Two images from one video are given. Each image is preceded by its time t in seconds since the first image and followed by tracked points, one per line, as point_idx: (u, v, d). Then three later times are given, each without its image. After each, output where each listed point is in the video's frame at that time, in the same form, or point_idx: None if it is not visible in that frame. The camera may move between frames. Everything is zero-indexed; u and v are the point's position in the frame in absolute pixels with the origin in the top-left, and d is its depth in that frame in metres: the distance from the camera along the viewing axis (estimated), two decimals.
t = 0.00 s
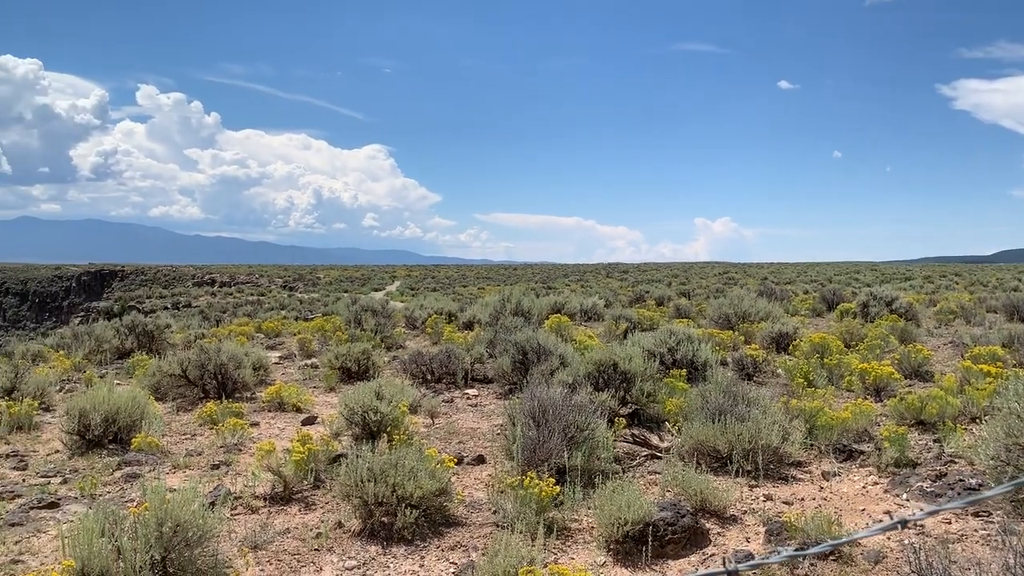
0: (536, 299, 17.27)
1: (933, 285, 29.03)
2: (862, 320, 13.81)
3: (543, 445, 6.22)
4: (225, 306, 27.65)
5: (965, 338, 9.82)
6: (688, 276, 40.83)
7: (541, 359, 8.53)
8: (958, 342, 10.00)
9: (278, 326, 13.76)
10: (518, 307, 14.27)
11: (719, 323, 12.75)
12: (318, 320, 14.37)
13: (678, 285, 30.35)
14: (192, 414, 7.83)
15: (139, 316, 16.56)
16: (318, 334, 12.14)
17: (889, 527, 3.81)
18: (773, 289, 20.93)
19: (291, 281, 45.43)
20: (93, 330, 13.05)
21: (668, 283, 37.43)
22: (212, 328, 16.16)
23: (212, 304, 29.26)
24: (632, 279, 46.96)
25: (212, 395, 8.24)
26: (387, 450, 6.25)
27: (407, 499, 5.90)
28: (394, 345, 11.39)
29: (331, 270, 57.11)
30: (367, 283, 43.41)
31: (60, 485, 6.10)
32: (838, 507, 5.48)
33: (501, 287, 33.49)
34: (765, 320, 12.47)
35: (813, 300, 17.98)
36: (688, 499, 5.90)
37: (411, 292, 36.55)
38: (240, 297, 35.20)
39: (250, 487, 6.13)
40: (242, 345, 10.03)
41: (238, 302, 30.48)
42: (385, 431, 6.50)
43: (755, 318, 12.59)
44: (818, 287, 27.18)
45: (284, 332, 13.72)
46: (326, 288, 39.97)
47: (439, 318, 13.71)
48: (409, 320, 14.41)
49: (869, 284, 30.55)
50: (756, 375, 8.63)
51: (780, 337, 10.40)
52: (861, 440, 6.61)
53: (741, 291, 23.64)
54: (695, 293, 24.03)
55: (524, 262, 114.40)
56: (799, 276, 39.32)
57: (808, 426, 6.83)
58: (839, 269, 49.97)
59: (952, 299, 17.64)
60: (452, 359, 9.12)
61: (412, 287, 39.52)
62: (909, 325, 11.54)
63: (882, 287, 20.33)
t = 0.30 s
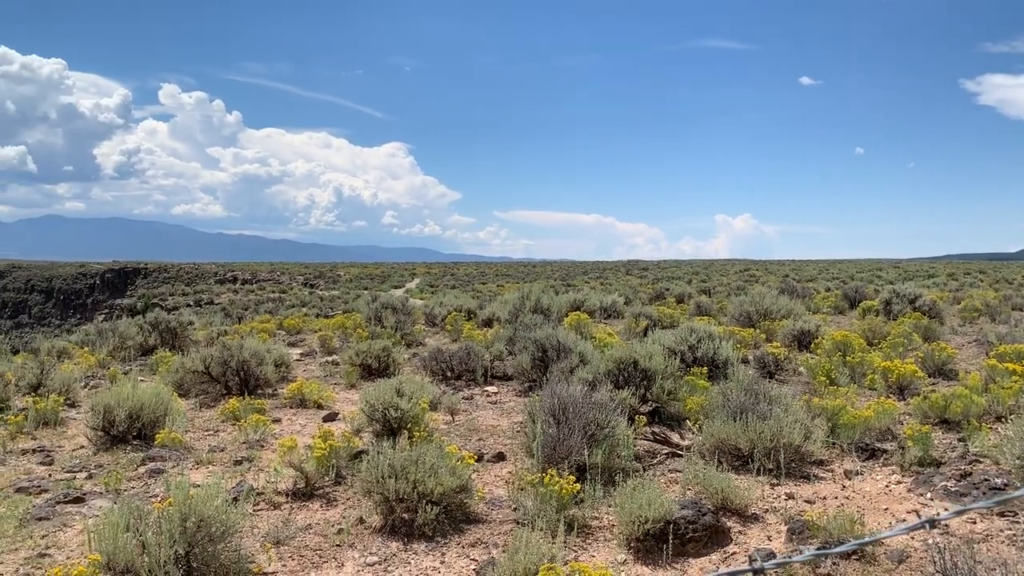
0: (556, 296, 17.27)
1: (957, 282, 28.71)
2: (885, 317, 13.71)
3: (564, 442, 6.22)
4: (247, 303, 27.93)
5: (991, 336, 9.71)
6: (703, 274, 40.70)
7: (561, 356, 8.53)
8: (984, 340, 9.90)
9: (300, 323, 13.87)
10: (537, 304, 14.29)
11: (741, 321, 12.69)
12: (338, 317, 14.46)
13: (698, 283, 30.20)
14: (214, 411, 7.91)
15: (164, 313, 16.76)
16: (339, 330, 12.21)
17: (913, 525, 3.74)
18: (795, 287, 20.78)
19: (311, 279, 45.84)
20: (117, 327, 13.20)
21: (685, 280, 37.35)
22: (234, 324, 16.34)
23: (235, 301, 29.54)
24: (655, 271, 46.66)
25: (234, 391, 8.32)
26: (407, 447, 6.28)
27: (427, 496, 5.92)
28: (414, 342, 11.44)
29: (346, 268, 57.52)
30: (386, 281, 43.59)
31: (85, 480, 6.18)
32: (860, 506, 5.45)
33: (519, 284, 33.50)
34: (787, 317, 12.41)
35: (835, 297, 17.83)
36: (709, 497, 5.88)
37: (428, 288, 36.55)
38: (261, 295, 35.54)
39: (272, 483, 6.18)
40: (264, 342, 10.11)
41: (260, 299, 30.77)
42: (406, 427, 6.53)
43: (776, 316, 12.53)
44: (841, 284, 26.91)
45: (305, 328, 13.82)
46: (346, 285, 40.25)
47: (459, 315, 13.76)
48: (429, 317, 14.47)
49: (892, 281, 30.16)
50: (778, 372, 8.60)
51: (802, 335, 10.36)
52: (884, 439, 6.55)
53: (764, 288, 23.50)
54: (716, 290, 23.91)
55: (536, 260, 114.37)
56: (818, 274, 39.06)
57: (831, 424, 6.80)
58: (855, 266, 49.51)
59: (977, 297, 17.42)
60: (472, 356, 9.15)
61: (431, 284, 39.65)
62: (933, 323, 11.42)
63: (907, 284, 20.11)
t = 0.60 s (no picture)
0: (577, 295, 17.26)
1: (984, 282, 28.28)
2: (910, 317, 13.58)
3: (585, 442, 6.21)
4: (269, 303, 28.13)
5: (1020, 336, 9.57)
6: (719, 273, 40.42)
7: (582, 356, 8.52)
8: (1012, 340, 9.76)
9: (322, 322, 13.97)
10: (558, 303, 14.28)
11: (763, 320, 12.62)
12: (359, 316, 14.55)
13: (718, 282, 29.95)
14: (238, 409, 7.99)
15: (189, 313, 16.98)
16: (361, 330, 12.29)
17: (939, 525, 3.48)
18: (818, 286, 20.59)
19: (334, 278, 46.23)
20: (142, 326, 13.36)
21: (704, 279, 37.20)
22: (258, 323, 16.50)
23: (259, 301, 29.83)
24: (677, 271, 45.22)
25: (258, 389, 8.40)
26: (429, 446, 6.30)
27: (449, 494, 5.94)
28: (435, 341, 11.48)
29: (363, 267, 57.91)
30: (407, 280, 43.76)
31: (111, 477, 6.25)
32: (885, 507, 5.39)
33: (539, 283, 33.51)
34: (810, 317, 12.32)
35: (860, 296, 17.66)
36: (731, 497, 5.85)
37: (451, 288, 36.13)
38: (284, 294, 35.88)
39: (295, 480, 6.23)
40: (287, 341, 10.19)
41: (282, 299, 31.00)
42: (427, 426, 6.56)
43: (800, 315, 12.45)
44: (865, 283, 26.55)
45: (328, 327, 13.93)
46: (367, 284, 40.53)
47: (480, 314, 13.79)
48: (450, 316, 14.51)
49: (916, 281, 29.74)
50: (801, 372, 8.55)
51: (826, 335, 10.30)
52: (909, 440, 6.49)
53: (788, 287, 23.35)
54: (738, 290, 23.74)
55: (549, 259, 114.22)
56: (837, 272, 38.75)
57: (855, 425, 6.75)
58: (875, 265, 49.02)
59: (1007, 297, 17.14)
60: (493, 356, 9.18)
61: (452, 283, 39.79)
62: (960, 322, 11.28)
63: (934, 284, 19.84)
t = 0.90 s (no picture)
0: (599, 294, 17.24)
1: (1012, 282, 27.86)
2: (938, 317, 13.44)
3: (608, 441, 6.20)
4: (293, 302, 28.33)
5: None
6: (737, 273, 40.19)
7: (605, 355, 8.51)
8: None
9: (346, 321, 14.07)
10: (580, 302, 14.28)
11: (788, 320, 12.54)
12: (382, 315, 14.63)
13: (740, 282, 29.74)
14: (263, 407, 8.07)
15: (216, 311, 17.18)
16: (384, 328, 12.36)
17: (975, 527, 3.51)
18: (844, 285, 20.40)
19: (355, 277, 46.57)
20: (169, 325, 13.52)
21: (724, 278, 36.97)
22: (283, 322, 16.65)
23: (282, 300, 30.07)
24: (698, 271, 44.01)
25: (282, 388, 8.46)
26: (451, 445, 6.31)
27: (472, 493, 5.95)
28: (457, 340, 11.51)
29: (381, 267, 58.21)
30: (430, 279, 43.91)
31: (138, 474, 6.32)
32: (912, 509, 5.33)
33: (561, 283, 33.46)
34: (835, 316, 12.22)
35: (886, 295, 17.49)
36: (756, 498, 5.82)
37: (472, 288, 35.55)
38: (307, 293, 36.19)
39: (319, 478, 6.27)
40: (312, 340, 10.27)
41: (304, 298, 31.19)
42: (450, 425, 6.58)
43: (825, 315, 12.35)
44: (891, 282, 26.24)
45: (351, 326, 14.01)
46: (390, 283, 40.81)
47: (502, 314, 13.81)
48: (473, 315, 14.54)
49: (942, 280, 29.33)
50: (826, 372, 8.50)
51: (852, 334, 10.23)
52: (936, 440, 6.42)
53: (813, 286, 23.17)
54: (762, 289, 23.56)
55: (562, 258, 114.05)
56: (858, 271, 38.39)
57: (881, 425, 6.70)
58: (895, 264, 48.44)
59: None
60: (515, 355, 9.19)
61: (473, 283, 39.89)
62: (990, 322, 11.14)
63: (963, 283, 19.56)
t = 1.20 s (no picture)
0: (622, 294, 17.22)
1: None
2: (968, 318, 13.28)
3: (632, 442, 6.18)
4: (317, 301, 28.52)
5: None
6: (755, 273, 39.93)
7: (628, 355, 8.50)
8: None
9: (369, 320, 14.14)
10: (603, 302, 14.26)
11: (813, 320, 12.45)
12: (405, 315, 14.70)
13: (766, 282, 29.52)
14: (288, 405, 8.15)
15: (242, 310, 17.36)
16: (407, 327, 12.43)
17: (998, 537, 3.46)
18: (871, 286, 20.19)
19: (377, 276, 46.98)
20: (195, 322, 13.67)
21: (746, 278, 36.83)
22: (308, 321, 16.83)
23: (305, 298, 30.32)
24: (722, 271, 43.54)
25: (307, 386, 8.54)
26: (474, 444, 6.33)
27: (495, 492, 5.96)
28: (480, 339, 11.53)
29: (399, 266, 58.56)
30: (452, 279, 44.21)
31: (165, 471, 6.40)
32: (940, 512, 5.26)
33: (582, 282, 33.44)
34: (862, 317, 12.12)
35: (914, 296, 17.29)
36: (781, 500, 5.77)
37: (496, 288, 35.27)
38: (329, 292, 36.52)
39: (343, 476, 6.31)
40: (336, 338, 10.35)
41: (328, 297, 31.43)
42: (473, 424, 6.61)
43: (851, 315, 12.24)
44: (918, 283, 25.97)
45: (374, 326, 14.08)
46: (413, 283, 41.15)
47: (525, 313, 13.83)
48: (496, 315, 14.57)
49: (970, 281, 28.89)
50: (853, 373, 8.45)
51: (879, 335, 10.15)
52: (965, 443, 6.35)
53: (841, 286, 22.96)
54: (788, 290, 23.38)
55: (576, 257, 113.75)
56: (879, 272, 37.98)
57: (908, 428, 6.64)
58: (917, 264, 47.80)
59: None
60: (538, 355, 9.21)
61: (495, 282, 40.04)
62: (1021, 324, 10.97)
63: (996, 285, 19.26)
